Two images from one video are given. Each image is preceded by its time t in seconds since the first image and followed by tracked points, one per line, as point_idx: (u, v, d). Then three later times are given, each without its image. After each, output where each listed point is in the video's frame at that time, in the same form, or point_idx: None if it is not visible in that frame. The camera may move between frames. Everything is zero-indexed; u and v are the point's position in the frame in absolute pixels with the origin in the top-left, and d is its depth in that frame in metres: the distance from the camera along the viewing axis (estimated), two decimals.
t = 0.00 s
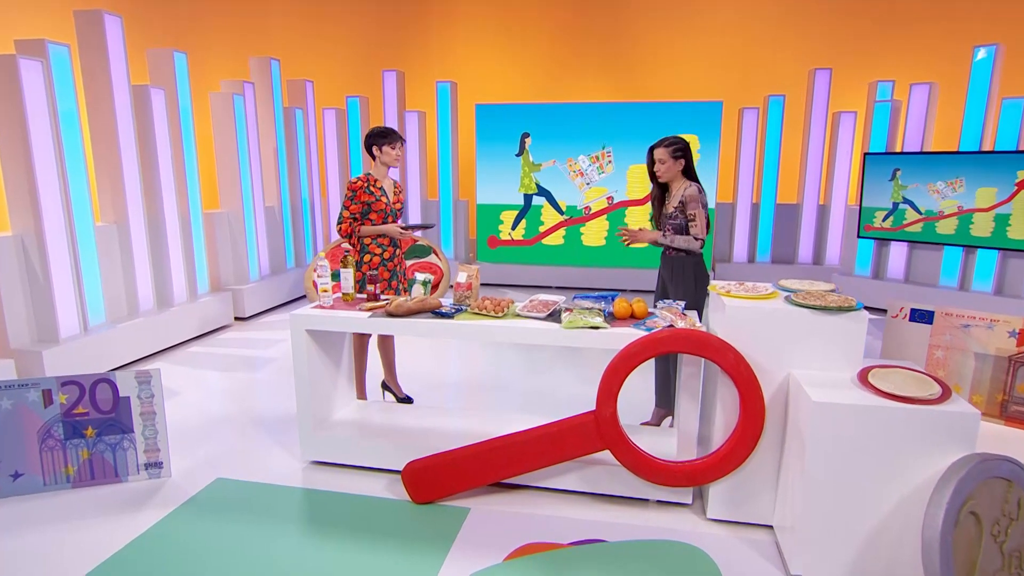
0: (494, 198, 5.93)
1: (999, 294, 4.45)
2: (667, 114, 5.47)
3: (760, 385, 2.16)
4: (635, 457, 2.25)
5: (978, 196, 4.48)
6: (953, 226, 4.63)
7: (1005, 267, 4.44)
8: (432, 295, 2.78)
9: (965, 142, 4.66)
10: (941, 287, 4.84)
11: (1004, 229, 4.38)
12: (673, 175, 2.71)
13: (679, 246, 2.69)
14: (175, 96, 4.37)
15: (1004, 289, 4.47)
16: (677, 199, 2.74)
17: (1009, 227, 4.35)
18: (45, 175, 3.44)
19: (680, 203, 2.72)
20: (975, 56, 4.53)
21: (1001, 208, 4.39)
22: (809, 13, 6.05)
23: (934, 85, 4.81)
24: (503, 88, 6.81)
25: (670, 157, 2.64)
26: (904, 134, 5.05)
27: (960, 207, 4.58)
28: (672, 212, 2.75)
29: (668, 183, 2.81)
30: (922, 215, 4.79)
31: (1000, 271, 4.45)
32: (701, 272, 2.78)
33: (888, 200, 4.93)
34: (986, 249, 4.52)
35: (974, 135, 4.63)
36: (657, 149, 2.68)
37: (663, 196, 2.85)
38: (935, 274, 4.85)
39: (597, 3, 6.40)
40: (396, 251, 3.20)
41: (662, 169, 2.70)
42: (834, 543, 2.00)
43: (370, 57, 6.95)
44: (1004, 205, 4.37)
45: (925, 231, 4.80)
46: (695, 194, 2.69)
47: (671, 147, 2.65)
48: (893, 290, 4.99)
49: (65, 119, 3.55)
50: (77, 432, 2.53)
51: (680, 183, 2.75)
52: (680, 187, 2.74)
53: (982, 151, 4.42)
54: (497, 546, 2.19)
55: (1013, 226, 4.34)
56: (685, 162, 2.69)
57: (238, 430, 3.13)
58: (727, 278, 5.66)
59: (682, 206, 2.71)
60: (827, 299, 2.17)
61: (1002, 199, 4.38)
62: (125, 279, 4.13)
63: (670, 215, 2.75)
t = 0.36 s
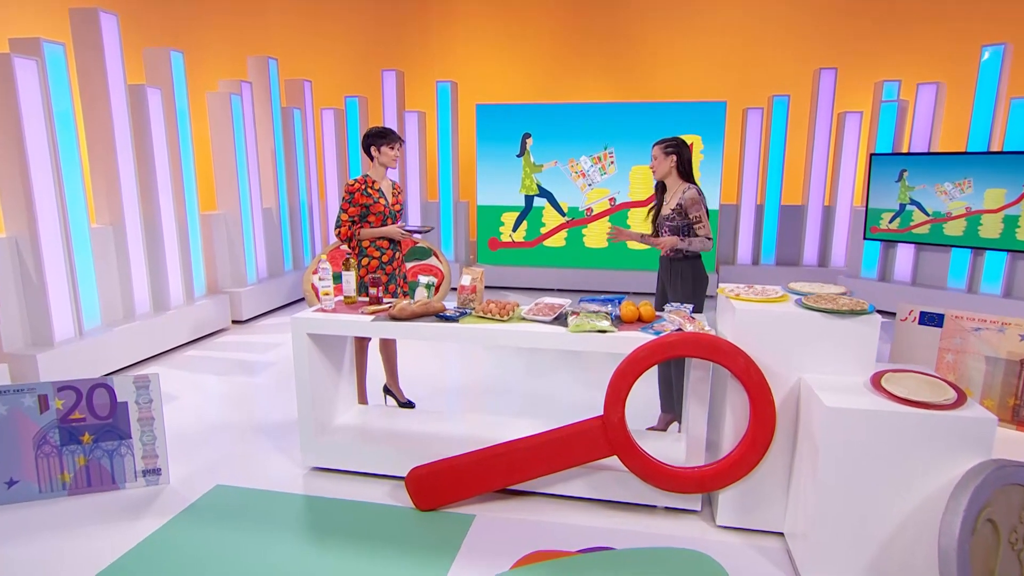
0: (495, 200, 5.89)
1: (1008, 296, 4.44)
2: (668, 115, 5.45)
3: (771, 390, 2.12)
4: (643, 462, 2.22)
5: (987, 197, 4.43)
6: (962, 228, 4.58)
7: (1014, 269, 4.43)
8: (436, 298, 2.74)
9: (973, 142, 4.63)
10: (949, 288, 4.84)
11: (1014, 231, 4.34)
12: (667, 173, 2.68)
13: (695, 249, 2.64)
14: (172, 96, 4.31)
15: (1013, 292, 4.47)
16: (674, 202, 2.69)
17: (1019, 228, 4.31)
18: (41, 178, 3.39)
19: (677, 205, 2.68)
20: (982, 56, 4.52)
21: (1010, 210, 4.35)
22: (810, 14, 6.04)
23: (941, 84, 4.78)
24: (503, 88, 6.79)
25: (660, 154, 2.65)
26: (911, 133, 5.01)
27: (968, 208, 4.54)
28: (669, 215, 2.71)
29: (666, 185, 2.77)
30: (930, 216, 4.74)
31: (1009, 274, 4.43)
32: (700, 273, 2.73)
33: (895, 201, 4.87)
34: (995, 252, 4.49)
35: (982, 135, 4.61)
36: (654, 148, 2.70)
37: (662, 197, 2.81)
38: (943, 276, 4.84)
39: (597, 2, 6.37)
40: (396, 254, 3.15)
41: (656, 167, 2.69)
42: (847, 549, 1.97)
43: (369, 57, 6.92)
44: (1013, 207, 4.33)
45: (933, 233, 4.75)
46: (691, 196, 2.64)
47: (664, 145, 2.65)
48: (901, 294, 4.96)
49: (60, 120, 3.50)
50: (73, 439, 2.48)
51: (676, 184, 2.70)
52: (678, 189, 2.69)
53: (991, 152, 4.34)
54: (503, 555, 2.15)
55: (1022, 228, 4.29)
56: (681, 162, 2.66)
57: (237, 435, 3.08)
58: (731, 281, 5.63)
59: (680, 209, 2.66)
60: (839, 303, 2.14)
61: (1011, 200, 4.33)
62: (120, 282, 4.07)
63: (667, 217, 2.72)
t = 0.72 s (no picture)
0: (492, 202, 5.86)
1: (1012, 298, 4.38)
2: (666, 116, 5.43)
3: (779, 394, 2.09)
4: (649, 468, 2.18)
5: (991, 198, 4.45)
6: (965, 229, 4.59)
7: (1018, 272, 4.38)
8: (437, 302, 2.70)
9: (977, 143, 4.59)
10: (952, 291, 4.80)
11: (1017, 232, 4.34)
12: (676, 172, 2.65)
13: (697, 247, 2.60)
14: (164, 95, 4.26)
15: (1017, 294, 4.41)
16: (680, 202, 2.67)
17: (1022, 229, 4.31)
18: (30, 177, 3.33)
19: (682, 205, 2.66)
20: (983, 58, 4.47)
21: (1013, 210, 4.36)
22: (806, 15, 6.05)
23: (944, 84, 4.75)
24: (499, 88, 6.76)
25: (670, 153, 2.63)
26: (914, 135, 4.97)
27: (971, 209, 4.54)
28: (674, 215, 2.68)
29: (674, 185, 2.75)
30: (932, 218, 4.74)
31: (1012, 276, 4.40)
32: (701, 276, 2.69)
33: (897, 202, 4.87)
34: (998, 253, 4.47)
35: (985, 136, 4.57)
36: (665, 147, 2.68)
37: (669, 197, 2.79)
38: (946, 278, 4.79)
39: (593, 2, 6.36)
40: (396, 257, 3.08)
41: (665, 166, 2.67)
42: (856, 556, 1.94)
43: (365, 57, 6.89)
44: (1016, 208, 4.35)
45: (936, 235, 4.74)
46: (697, 196, 2.62)
47: (675, 144, 2.63)
48: (905, 297, 4.88)
49: (50, 119, 3.44)
50: (66, 445, 2.42)
51: (684, 185, 2.68)
52: (685, 190, 2.67)
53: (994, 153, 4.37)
54: (507, 563, 2.11)
55: None
56: (690, 161, 2.63)
57: (233, 441, 3.03)
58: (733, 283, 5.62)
59: (684, 209, 2.64)
60: (845, 305, 2.11)
61: (1014, 201, 4.36)
62: (112, 284, 4.01)
63: (671, 217, 2.69)
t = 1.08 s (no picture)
0: (489, 203, 5.82)
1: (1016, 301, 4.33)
2: (663, 116, 5.42)
3: (786, 398, 2.06)
4: (654, 473, 2.15)
5: (994, 199, 4.45)
6: (968, 231, 4.55)
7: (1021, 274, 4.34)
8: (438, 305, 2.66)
9: (980, 144, 4.57)
10: (955, 292, 4.73)
11: (1021, 233, 4.33)
12: (682, 173, 2.62)
13: (699, 252, 2.60)
14: (157, 94, 4.20)
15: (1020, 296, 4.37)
16: (687, 203, 2.63)
17: None
18: (19, 177, 3.27)
19: (689, 207, 2.62)
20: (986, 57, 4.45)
21: (1016, 211, 4.37)
22: (803, 16, 6.05)
23: (945, 84, 4.72)
24: (495, 88, 6.73)
25: (677, 155, 2.59)
26: (916, 135, 4.95)
27: (974, 210, 4.54)
28: (682, 216, 2.65)
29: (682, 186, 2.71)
30: (935, 219, 4.73)
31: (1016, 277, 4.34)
32: (709, 278, 2.66)
33: (900, 204, 4.87)
34: (1002, 255, 4.42)
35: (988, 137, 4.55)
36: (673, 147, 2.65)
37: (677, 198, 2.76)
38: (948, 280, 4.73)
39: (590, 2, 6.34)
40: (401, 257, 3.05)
41: (672, 167, 2.64)
42: (865, 562, 1.91)
43: (360, 56, 6.84)
44: (1019, 208, 4.35)
45: (939, 236, 4.73)
46: (705, 198, 2.58)
47: (682, 145, 2.59)
48: (907, 298, 4.85)
49: (40, 117, 3.38)
50: (57, 453, 2.37)
51: (690, 185, 2.64)
52: (690, 191, 2.63)
53: (998, 154, 4.36)
54: (511, 571, 2.06)
55: None
56: (698, 162, 2.59)
57: (229, 447, 2.97)
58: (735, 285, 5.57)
59: (691, 211, 2.61)
60: (853, 308, 2.08)
61: (1017, 202, 4.36)
62: (102, 287, 3.95)
63: (679, 219, 2.66)
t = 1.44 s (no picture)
0: (487, 205, 5.79)
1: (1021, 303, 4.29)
2: (661, 117, 5.40)
3: (794, 403, 2.03)
4: (660, 479, 2.11)
5: (998, 200, 4.39)
6: (971, 232, 4.49)
7: None
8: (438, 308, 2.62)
9: (982, 146, 4.55)
10: (958, 295, 4.71)
11: None
12: (692, 174, 2.60)
13: (694, 253, 2.58)
14: (149, 94, 4.15)
15: None
16: (694, 204, 2.61)
17: None
18: (7, 178, 3.21)
19: (696, 207, 2.60)
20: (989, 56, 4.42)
21: (1020, 212, 4.33)
22: (801, 16, 6.06)
23: (948, 85, 4.69)
24: (491, 88, 6.70)
25: (690, 154, 2.56)
26: (918, 136, 4.93)
27: (978, 212, 4.46)
28: (688, 218, 2.63)
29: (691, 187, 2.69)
30: (938, 220, 4.66)
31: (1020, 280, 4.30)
32: (714, 280, 2.64)
33: (903, 205, 4.80)
34: (1007, 256, 4.38)
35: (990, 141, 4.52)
36: (685, 147, 2.62)
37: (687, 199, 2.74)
38: (951, 282, 4.70)
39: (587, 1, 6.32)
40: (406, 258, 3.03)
41: (681, 167, 2.61)
42: (876, 569, 1.88)
43: (356, 55, 6.80)
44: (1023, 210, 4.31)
45: (942, 237, 4.67)
46: (710, 198, 2.56)
47: (694, 145, 2.57)
48: (910, 301, 4.80)
49: (29, 118, 3.32)
50: (49, 460, 2.31)
51: (699, 186, 2.62)
52: (698, 192, 2.61)
53: (1002, 154, 4.29)
54: None
55: None
56: (708, 163, 2.57)
57: (224, 453, 2.92)
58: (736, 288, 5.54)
59: (697, 212, 2.59)
60: (860, 311, 2.06)
61: (1021, 204, 4.32)
62: (93, 291, 3.88)
63: (686, 220, 2.64)
